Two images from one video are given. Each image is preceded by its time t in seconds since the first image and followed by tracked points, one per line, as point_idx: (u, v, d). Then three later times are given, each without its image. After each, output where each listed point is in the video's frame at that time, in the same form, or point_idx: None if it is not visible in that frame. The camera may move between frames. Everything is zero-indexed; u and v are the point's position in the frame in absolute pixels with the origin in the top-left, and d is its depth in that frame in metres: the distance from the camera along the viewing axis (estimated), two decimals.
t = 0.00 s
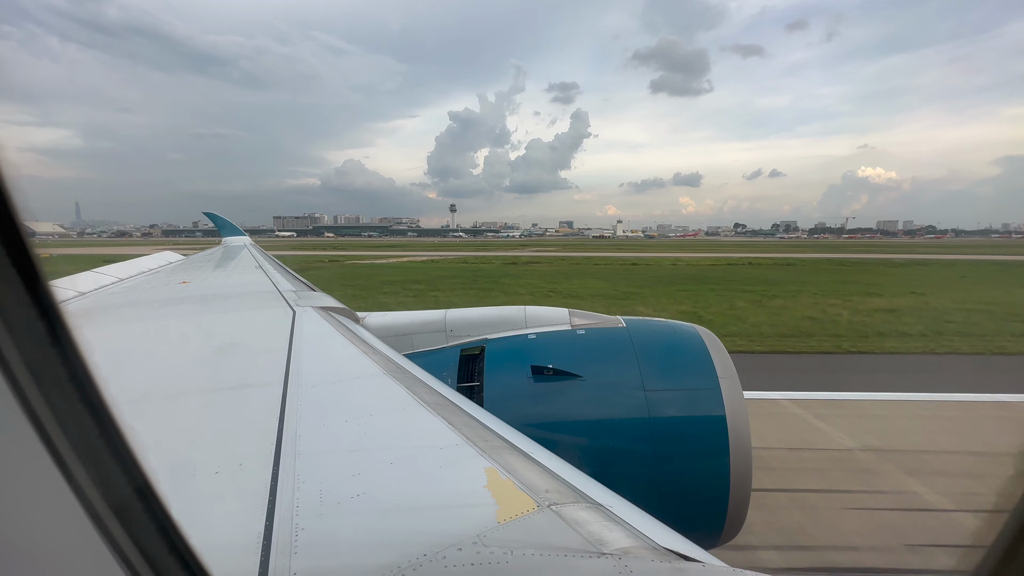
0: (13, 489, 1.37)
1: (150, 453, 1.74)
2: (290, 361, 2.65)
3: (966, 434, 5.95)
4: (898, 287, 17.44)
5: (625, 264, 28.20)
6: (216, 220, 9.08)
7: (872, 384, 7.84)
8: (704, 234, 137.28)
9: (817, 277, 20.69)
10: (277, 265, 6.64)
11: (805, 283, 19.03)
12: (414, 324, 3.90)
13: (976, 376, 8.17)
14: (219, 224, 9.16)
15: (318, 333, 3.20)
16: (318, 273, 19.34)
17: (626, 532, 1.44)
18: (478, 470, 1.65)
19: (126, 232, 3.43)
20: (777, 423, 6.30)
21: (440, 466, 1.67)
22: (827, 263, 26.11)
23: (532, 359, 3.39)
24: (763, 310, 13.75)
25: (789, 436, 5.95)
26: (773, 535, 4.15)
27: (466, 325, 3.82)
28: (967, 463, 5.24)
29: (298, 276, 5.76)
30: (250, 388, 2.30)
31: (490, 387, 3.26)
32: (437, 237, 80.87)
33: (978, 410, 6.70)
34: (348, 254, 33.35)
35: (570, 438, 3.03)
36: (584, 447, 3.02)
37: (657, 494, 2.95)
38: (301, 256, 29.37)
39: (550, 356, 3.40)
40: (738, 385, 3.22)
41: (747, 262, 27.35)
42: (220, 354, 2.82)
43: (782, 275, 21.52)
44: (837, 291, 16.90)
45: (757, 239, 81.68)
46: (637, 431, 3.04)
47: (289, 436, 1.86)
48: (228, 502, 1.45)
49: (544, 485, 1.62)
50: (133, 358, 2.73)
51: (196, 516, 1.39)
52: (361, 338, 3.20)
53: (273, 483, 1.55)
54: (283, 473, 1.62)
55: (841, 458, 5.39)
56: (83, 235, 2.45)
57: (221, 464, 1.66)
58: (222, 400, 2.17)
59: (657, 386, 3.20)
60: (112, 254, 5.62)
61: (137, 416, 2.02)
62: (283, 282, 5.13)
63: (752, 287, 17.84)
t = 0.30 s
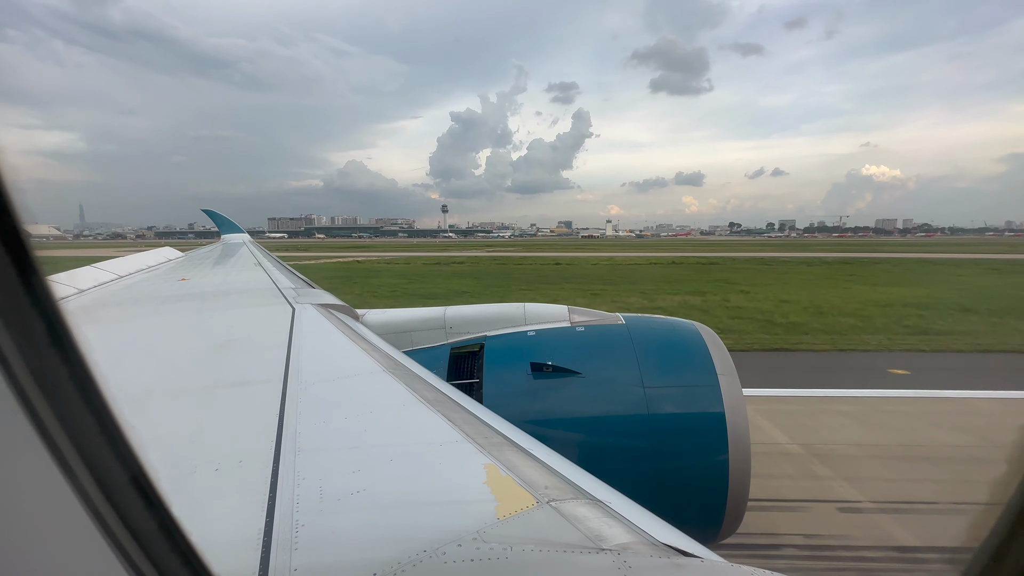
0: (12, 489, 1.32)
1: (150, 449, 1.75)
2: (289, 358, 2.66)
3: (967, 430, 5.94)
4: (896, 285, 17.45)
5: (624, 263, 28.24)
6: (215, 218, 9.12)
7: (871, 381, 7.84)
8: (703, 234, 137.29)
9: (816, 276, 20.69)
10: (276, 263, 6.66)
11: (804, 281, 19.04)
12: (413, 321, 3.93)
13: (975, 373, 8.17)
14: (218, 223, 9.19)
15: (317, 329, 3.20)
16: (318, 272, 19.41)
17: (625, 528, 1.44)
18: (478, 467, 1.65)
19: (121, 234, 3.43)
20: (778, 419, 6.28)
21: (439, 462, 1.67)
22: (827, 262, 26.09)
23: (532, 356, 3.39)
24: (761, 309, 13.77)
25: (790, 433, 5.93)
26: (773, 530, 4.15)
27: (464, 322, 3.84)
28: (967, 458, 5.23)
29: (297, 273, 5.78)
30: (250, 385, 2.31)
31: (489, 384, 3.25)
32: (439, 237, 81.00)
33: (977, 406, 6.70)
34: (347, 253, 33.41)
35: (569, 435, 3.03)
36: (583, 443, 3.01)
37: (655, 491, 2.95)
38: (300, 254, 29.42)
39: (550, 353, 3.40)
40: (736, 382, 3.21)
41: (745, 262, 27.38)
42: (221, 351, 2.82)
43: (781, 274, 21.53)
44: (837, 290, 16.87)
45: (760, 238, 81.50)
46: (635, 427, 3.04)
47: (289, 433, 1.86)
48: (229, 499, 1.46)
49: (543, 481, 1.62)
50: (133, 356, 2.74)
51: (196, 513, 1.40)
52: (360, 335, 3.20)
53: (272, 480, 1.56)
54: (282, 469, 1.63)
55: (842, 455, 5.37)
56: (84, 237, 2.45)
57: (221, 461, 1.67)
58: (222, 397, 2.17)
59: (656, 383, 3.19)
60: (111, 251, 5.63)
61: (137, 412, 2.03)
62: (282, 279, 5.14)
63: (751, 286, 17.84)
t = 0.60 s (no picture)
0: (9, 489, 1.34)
1: (150, 450, 1.76)
2: (289, 359, 2.66)
3: (968, 427, 5.92)
4: (897, 282, 17.40)
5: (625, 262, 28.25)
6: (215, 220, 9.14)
7: (873, 378, 7.81)
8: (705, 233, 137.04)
9: (817, 275, 20.63)
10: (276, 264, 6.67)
11: (805, 280, 19.01)
12: (414, 322, 3.93)
13: (977, 370, 8.14)
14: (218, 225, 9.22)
15: (318, 331, 3.21)
16: (317, 273, 19.46)
17: (625, 530, 1.43)
18: (478, 468, 1.65)
19: (119, 236, 3.44)
20: (780, 418, 6.26)
21: (439, 463, 1.67)
22: (827, 260, 26.07)
23: (532, 357, 3.38)
24: (762, 308, 13.73)
25: (793, 431, 5.90)
26: (776, 530, 4.13)
27: (465, 324, 3.83)
28: (968, 455, 5.21)
29: (297, 274, 5.78)
30: (250, 386, 2.31)
31: (490, 386, 3.25)
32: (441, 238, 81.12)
33: (980, 402, 6.66)
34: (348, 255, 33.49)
35: (570, 436, 3.02)
36: (583, 445, 3.01)
37: (656, 492, 2.94)
38: (301, 256, 29.51)
39: (550, 355, 3.39)
40: (737, 384, 3.20)
41: (746, 261, 27.32)
42: (221, 352, 2.84)
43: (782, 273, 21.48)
44: (837, 288, 16.83)
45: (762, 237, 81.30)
46: (636, 429, 3.03)
47: (289, 433, 1.87)
48: (229, 499, 1.47)
49: (544, 483, 1.62)
50: (133, 356, 2.75)
51: (196, 514, 1.41)
52: (361, 336, 3.21)
53: (273, 481, 1.57)
54: (282, 470, 1.63)
55: (845, 453, 5.35)
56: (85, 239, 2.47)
57: (221, 462, 1.68)
58: (222, 399, 2.18)
59: (656, 384, 3.18)
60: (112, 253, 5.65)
61: (138, 413, 2.04)
62: (283, 281, 5.15)
63: (751, 285, 17.82)
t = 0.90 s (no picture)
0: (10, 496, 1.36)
1: (148, 452, 1.76)
2: (289, 362, 2.67)
3: (970, 424, 5.90)
4: (897, 281, 17.39)
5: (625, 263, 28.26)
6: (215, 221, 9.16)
7: (875, 376, 7.79)
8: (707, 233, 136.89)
9: (818, 274, 20.60)
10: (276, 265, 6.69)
11: (805, 280, 18.99)
12: (414, 324, 3.93)
13: (979, 367, 8.12)
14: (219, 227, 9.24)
15: (317, 333, 3.21)
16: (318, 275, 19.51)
17: (626, 532, 1.43)
18: (478, 470, 1.65)
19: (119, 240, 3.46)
20: (782, 417, 6.24)
21: (439, 465, 1.67)
22: (827, 259, 26.02)
23: (532, 360, 3.38)
24: (763, 307, 13.72)
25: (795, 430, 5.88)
26: (778, 530, 4.12)
27: (465, 326, 3.84)
28: (971, 453, 5.19)
29: (297, 276, 5.80)
30: (250, 388, 2.32)
31: (490, 388, 3.25)
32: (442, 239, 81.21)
33: (983, 400, 6.64)
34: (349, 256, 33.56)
35: (570, 440, 3.02)
36: (583, 448, 3.00)
37: (656, 495, 2.94)
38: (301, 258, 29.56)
39: (550, 357, 3.39)
40: (737, 387, 3.19)
41: (747, 261, 27.31)
42: (221, 354, 2.84)
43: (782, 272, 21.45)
44: (838, 287, 16.81)
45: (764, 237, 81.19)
46: (636, 432, 3.02)
47: (289, 436, 1.87)
48: (228, 501, 1.47)
49: (545, 485, 1.62)
50: (131, 359, 2.76)
51: (194, 517, 1.41)
52: (361, 339, 3.21)
53: (272, 484, 1.57)
54: (282, 473, 1.63)
55: (847, 453, 5.34)
56: (82, 245, 2.47)
57: (221, 464, 1.68)
58: (221, 401, 2.18)
59: (656, 387, 3.18)
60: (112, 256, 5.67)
61: (136, 416, 2.05)
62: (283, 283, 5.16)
63: (752, 285, 17.80)
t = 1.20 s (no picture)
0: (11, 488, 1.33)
1: (149, 450, 1.77)
2: (290, 360, 2.67)
3: (971, 420, 5.89)
4: (896, 278, 17.39)
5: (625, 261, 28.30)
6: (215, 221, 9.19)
7: (875, 372, 7.78)
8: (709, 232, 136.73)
9: (817, 272, 20.62)
10: (277, 264, 6.71)
11: (805, 277, 19.00)
12: (414, 322, 3.94)
13: (979, 362, 8.11)
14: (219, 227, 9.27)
15: (317, 331, 3.22)
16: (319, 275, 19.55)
17: (625, 530, 1.43)
18: (478, 468, 1.65)
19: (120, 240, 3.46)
20: (783, 414, 6.23)
21: (439, 463, 1.67)
22: (827, 256, 26.02)
23: (532, 358, 3.38)
24: (763, 305, 13.71)
25: (796, 427, 5.87)
26: (779, 527, 4.12)
27: (465, 324, 3.85)
28: (972, 449, 5.18)
29: (297, 275, 5.82)
30: (250, 387, 2.32)
31: (490, 386, 3.25)
32: (443, 240, 81.33)
33: (983, 395, 6.63)
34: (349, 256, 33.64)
35: (570, 438, 3.02)
36: (583, 446, 3.00)
37: (655, 493, 2.94)
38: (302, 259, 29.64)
39: (550, 355, 3.39)
40: (737, 385, 3.18)
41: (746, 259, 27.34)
42: (222, 353, 2.84)
43: (782, 270, 21.45)
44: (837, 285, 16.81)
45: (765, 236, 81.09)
46: (635, 430, 3.02)
47: (289, 434, 1.88)
48: (230, 499, 1.48)
49: (544, 483, 1.61)
50: (131, 357, 2.77)
51: (194, 515, 1.41)
52: (361, 337, 3.22)
53: (272, 482, 1.57)
54: (282, 471, 1.63)
55: (848, 449, 5.33)
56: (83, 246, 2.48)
57: (222, 461, 1.69)
58: (221, 400, 2.19)
59: (655, 386, 3.17)
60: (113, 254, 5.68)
61: (137, 414, 2.05)
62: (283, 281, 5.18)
63: (751, 282, 17.80)
